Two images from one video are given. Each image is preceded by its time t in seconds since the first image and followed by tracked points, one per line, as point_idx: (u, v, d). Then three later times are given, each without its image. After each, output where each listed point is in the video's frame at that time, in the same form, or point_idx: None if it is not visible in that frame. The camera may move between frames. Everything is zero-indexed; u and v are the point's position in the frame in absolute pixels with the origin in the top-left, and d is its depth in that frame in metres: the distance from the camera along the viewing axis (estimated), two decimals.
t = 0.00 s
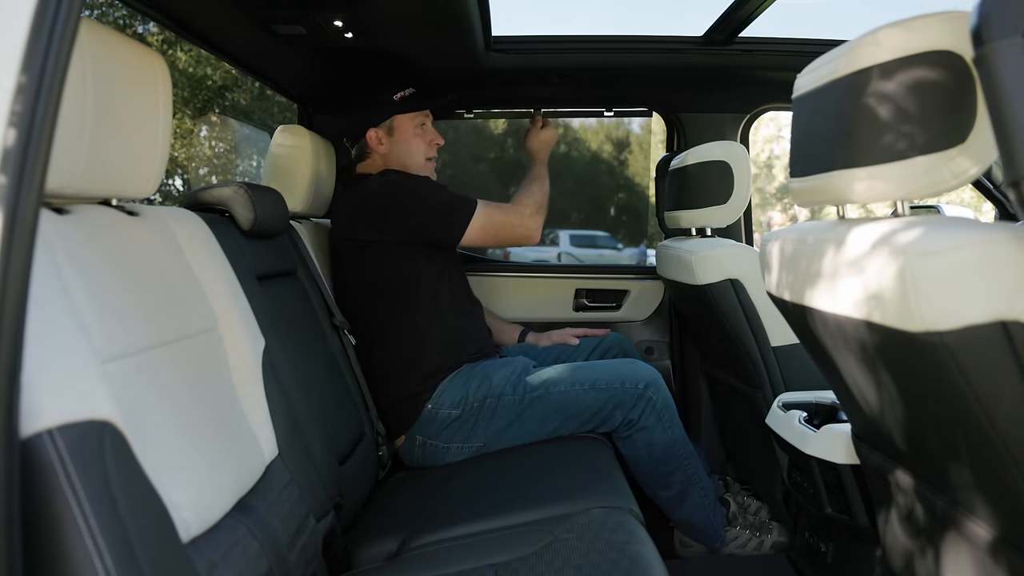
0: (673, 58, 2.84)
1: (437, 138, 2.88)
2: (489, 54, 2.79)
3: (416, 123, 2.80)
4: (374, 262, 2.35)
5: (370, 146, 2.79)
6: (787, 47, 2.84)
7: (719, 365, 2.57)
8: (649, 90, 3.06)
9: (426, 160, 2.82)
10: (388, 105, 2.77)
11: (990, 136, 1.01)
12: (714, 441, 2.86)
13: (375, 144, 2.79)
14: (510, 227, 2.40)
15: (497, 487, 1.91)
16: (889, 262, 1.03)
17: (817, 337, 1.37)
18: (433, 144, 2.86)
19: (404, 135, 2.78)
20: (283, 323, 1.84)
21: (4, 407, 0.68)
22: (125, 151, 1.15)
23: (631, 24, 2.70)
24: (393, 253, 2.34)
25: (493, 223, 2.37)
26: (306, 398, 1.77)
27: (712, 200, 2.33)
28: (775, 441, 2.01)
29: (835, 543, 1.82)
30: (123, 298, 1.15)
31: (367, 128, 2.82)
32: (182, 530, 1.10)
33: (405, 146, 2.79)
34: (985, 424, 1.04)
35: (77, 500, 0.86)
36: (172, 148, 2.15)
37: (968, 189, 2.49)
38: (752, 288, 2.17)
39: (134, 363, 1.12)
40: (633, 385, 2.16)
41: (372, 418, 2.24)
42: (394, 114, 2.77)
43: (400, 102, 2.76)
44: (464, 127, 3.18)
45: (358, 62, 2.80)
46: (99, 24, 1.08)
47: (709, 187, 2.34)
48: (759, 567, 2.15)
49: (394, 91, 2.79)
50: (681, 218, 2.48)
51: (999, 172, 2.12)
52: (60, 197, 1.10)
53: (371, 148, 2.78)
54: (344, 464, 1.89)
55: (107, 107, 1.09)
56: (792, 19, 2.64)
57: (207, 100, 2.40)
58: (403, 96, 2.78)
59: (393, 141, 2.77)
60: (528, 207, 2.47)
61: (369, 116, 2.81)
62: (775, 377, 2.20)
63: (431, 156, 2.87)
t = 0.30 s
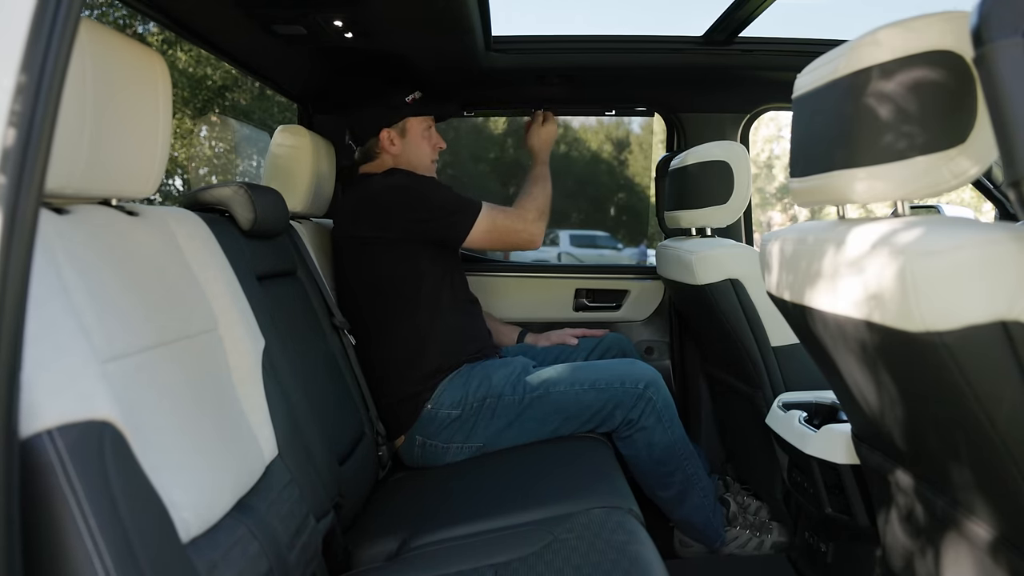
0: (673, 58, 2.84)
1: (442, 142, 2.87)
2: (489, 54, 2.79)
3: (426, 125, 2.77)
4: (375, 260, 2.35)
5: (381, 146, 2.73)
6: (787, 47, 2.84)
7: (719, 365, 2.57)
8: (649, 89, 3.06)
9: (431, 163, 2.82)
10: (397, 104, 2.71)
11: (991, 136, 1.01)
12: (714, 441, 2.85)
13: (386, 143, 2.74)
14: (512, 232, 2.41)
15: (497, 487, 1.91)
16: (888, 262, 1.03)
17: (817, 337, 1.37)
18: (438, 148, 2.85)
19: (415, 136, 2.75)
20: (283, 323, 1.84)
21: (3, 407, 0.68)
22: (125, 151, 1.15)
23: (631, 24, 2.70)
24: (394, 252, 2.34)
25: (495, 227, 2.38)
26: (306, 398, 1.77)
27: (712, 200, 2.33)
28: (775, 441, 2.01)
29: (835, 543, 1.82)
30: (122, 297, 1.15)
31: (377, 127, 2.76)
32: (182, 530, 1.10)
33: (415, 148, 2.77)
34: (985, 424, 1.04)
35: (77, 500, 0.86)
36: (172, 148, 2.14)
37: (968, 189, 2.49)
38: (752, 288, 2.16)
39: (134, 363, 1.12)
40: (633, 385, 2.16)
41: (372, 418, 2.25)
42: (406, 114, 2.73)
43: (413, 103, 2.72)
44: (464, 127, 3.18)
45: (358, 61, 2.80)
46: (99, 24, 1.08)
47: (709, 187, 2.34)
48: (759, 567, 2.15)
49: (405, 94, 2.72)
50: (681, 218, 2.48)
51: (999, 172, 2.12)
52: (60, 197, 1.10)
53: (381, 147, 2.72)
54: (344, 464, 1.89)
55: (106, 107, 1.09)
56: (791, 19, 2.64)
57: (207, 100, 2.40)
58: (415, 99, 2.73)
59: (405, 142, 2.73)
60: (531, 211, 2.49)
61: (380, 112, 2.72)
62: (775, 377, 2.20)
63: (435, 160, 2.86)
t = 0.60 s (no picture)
0: (673, 58, 2.84)
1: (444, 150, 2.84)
2: (489, 54, 2.79)
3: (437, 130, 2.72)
4: (376, 260, 2.35)
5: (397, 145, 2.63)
6: (787, 47, 2.84)
7: (719, 365, 2.56)
8: (649, 89, 3.06)
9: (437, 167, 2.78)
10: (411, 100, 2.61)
11: (990, 136, 1.02)
12: (714, 441, 2.85)
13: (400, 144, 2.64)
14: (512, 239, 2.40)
15: (497, 487, 1.91)
16: (889, 262, 1.03)
17: (817, 337, 1.37)
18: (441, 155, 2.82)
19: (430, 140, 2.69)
20: (283, 323, 1.84)
21: (3, 407, 0.68)
22: (125, 151, 1.15)
23: (631, 24, 2.70)
24: (395, 251, 2.35)
25: (496, 233, 2.38)
26: (306, 398, 1.77)
27: (712, 200, 2.33)
28: (775, 441, 2.01)
29: (835, 543, 1.82)
30: (123, 298, 1.15)
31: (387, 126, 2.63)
32: (182, 530, 1.10)
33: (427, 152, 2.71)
34: (985, 424, 1.04)
35: (77, 500, 0.86)
36: (172, 148, 2.14)
37: (968, 189, 2.49)
38: (752, 288, 2.17)
39: (134, 363, 1.12)
40: (633, 385, 2.16)
41: (372, 418, 2.25)
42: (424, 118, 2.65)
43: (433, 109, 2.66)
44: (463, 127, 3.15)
45: (358, 61, 2.80)
46: (99, 24, 1.08)
47: (709, 187, 2.34)
48: (759, 567, 2.15)
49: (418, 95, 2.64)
50: (681, 218, 2.48)
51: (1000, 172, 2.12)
52: (60, 197, 1.10)
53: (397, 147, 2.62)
54: (343, 464, 1.89)
55: (107, 107, 1.09)
56: (791, 19, 2.64)
57: (207, 100, 2.40)
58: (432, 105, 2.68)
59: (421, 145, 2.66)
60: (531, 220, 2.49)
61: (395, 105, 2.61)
62: (775, 377, 2.20)
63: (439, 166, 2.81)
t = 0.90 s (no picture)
0: (673, 58, 2.84)
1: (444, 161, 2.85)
2: (489, 54, 2.79)
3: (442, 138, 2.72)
4: (375, 260, 2.35)
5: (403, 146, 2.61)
6: (787, 47, 2.84)
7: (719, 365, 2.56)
8: (649, 90, 3.07)
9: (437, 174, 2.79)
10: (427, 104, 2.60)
11: (991, 136, 1.02)
12: (714, 441, 2.85)
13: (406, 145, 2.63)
14: (506, 250, 2.40)
15: (497, 487, 1.91)
16: (889, 262, 1.03)
17: (817, 337, 1.37)
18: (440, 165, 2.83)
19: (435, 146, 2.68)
20: (283, 324, 1.84)
21: (3, 408, 0.68)
22: (125, 151, 1.15)
23: (631, 24, 2.70)
24: (395, 253, 2.34)
25: (491, 241, 2.38)
26: (306, 399, 1.77)
27: (712, 200, 2.33)
28: (775, 441, 2.00)
29: (835, 543, 1.82)
30: (123, 298, 1.15)
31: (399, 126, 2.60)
32: (182, 531, 1.10)
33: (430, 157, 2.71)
34: (985, 424, 1.04)
35: (77, 500, 0.86)
36: (172, 148, 2.14)
37: (968, 189, 2.49)
38: (752, 288, 2.17)
39: (134, 363, 1.12)
40: (633, 385, 2.16)
41: (372, 418, 2.25)
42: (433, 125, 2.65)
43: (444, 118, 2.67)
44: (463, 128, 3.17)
45: (358, 62, 2.80)
46: (99, 24, 1.08)
47: (708, 188, 2.35)
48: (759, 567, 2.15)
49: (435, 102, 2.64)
50: (681, 218, 2.47)
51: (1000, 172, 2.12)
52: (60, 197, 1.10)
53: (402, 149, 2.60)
54: (343, 464, 1.89)
55: (107, 107, 1.09)
56: (791, 18, 2.64)
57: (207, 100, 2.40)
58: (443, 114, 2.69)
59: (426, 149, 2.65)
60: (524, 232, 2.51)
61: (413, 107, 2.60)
62: (775, 377, 2.20)
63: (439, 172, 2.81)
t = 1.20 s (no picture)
0: (673, 58, 2.84)
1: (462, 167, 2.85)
2: (489, 54, 2.80)
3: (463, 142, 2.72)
4: (381, 260, 2.35)
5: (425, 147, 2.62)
6: (787, 47, 2.84)
7: (719, 365, 2.56)
8: (648, 90, 3.07)
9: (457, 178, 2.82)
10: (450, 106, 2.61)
11: (991, 136, 1.02)
12: (714, 442, 2.84)
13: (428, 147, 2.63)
14: (521, 258, 2.39)
15: (497, 487, 1.91)
16: (889, 262, 1.03)
17: (817, 337, 1.37)
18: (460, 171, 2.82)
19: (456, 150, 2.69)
20: (283, 324, 1.84)
21: (4, 409, 0.67)
22: (125, 150, 1.15)
23: (631, 25, 2.70)
24: (401, 254, 2.34)
25: (506, 248, 2.38)
26: (306, 399, 1.77)
27: (712, 200, 2.33)
28: (774, 441, 2.00)
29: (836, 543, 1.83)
30: (122, 297, 1.15)
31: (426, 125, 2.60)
32: (183, 531, 1.10)
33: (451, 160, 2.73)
34: (985, 424, 1.03)
35: (77, 500, 0.86)
36: (172, 148, 2.14)
37: (967, 189, 2.49)
38: (752, 288, 2.17)
39: (133, 363, 1.12)
40: (625, 362, 2.16)
41: (372, 418, 2.24)
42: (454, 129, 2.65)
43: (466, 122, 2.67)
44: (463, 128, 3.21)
45: (358, 62, 2.80)
46: (99, 24, 1.08)
47: (708, 188, 2.35)
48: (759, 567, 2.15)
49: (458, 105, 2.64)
50: (681, 218, 2.47)
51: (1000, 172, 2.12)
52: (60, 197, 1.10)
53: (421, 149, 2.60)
54: (343, 464, 1.89)
55: (107, 107, 1.09)
56: (791, 18, 2.64)
57: (207, 100, 2.40)
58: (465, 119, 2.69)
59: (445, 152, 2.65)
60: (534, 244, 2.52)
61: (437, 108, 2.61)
62: (775, 377, 2.20)
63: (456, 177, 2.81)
